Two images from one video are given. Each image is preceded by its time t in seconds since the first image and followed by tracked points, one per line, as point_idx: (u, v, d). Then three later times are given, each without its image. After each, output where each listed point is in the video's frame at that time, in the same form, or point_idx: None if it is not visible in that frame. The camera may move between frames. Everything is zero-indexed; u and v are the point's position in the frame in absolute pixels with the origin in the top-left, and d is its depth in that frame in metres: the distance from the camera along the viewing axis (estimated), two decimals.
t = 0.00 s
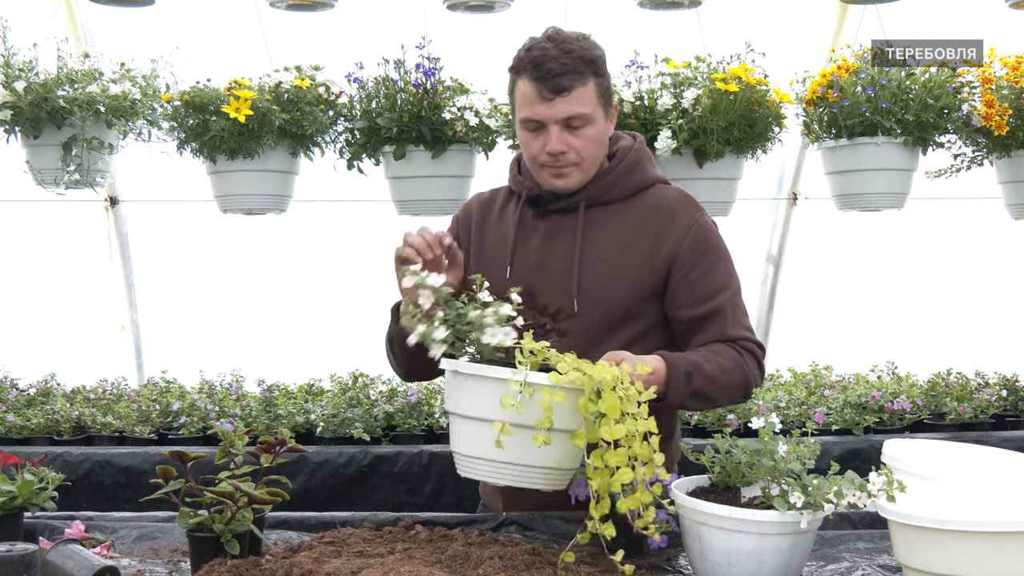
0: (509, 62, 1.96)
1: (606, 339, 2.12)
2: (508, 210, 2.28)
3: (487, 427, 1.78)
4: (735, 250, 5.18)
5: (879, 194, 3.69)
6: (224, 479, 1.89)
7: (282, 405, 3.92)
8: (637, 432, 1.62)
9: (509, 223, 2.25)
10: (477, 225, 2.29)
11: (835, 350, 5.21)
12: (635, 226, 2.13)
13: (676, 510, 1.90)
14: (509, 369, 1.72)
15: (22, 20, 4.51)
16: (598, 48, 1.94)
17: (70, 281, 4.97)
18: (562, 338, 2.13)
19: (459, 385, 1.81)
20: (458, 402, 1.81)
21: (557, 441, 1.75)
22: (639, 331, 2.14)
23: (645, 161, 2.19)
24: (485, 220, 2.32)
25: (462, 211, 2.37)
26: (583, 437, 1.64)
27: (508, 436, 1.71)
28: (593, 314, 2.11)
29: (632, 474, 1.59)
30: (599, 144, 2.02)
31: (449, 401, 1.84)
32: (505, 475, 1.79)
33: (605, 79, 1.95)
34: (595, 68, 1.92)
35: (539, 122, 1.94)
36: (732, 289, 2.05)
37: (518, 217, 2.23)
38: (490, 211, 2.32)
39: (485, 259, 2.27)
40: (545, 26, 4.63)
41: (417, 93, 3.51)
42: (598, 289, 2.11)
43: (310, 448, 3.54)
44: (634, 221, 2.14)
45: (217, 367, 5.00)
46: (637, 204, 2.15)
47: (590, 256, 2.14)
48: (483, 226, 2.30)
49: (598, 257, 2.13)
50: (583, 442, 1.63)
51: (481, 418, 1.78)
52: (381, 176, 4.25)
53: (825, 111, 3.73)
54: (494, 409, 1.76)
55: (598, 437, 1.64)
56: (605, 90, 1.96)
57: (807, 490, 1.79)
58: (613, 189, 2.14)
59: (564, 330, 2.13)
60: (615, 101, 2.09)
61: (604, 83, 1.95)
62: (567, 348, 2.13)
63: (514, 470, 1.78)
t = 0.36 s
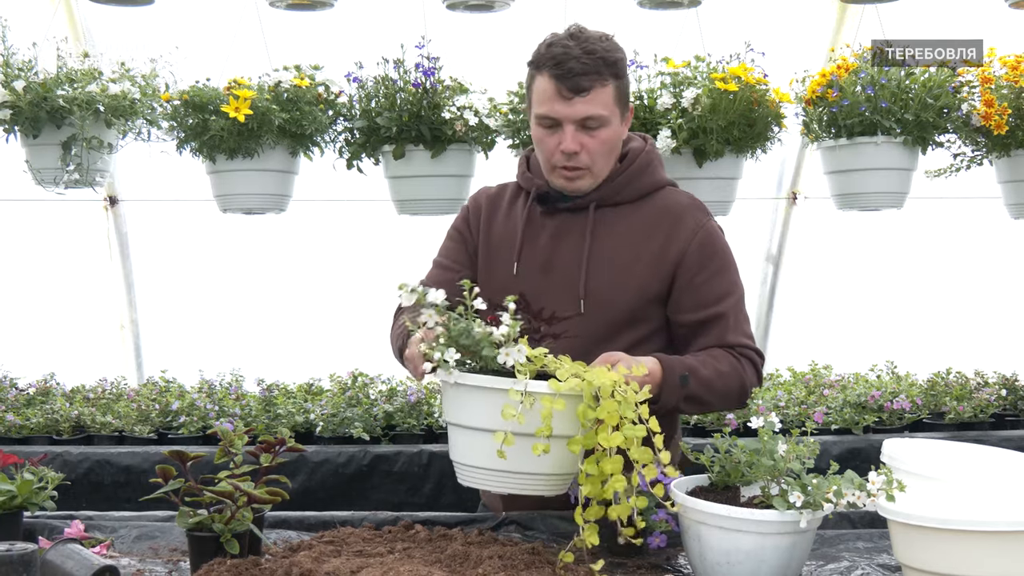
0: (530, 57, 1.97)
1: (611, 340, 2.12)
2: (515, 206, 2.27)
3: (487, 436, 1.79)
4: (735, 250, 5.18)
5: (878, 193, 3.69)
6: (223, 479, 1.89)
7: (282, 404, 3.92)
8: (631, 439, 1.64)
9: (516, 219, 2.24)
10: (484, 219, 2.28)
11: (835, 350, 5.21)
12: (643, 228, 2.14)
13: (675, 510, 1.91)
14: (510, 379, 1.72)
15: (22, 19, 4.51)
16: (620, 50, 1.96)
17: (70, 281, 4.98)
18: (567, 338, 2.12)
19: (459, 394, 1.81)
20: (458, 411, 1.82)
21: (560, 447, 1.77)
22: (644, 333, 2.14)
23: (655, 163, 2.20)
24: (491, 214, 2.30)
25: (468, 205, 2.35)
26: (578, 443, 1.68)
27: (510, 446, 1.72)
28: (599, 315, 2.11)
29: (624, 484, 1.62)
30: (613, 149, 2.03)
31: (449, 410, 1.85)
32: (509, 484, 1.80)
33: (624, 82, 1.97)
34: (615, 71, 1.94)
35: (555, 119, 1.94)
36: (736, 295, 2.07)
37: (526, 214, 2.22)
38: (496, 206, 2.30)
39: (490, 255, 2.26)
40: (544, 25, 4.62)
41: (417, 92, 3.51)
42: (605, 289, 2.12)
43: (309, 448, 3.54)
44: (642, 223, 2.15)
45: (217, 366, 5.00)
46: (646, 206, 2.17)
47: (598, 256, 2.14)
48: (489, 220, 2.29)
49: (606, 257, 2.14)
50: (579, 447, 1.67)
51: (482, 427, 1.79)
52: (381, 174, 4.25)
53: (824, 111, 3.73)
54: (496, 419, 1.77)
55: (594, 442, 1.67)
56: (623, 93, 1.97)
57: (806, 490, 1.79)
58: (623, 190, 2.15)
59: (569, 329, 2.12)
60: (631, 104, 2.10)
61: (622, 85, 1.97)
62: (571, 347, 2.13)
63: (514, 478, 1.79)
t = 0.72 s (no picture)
0: (544, 49, 1.97)
1: (614, 341, 2.12)
2: (519, 205, 2.27)
3: (494, 441, 1.78)
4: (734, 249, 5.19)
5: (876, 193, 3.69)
6: (222, 478, 1.89)
7: (281, 404, 3.92)
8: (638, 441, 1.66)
9: (519, 219, 2.24)
10: (488, 217, 2.28)
11: (834, 349, 5.22)
12: (647, 230, 2.14)
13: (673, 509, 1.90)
14: (513, 385, 1.71)
15: (20, 19, 4.50)
16: (634, 47, 1.97)
17: (69, 280, 4.98)
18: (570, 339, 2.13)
19: (464, 400, 1.80)
20: (463, 417, 1.81)
21: (564, 450, 1.77)
22: (647, 335, 2.14)
23: (660, 164, 2.19)
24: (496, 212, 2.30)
25: (474, 202, 2.36)
26: (588, 448, 1.66)
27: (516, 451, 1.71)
28: (601, 317, 2.11)
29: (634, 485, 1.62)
30: (621, 146, 2.03)
31: (453, 415, 1.84)
32: (514, 487, 1.80)
33: (636, 79, 1.97)
34: (629, 67, 1.94)
35: (565, 110, 1.94)
36: (740, 298, 2.07)
37: (530, 214, 2.22)
38: (500, 205, 2.30)
39: (494, 255, 2.26)
40: (543, 24, 4.62)
41: (416, 91, 3.51)
42: (608, 292, 2.12)
43: (308, 447, 3.54)
44: (647, 225, 2.14)
45: (216, 365, 5.00)
46: (650, 207, 2.16)
47: (601, 258, 2.14)
48: (492, 220, 2.29)
49: (609, 259, 2.14)
50: (588, 453, 1.66)
51: (487, 432, 1.78)
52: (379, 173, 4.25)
53: (823, 111, 3.74)
54: (501, 423, 1.76)
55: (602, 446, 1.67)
56: (635, 90, 1.97)
57: (805, 489, 1.79)
58: (627, 191, 2.15)
59: (572, 331, 2.13)
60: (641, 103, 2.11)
61: (634, 82, 1.97)
62: (574, 347, 2.13)
63: (522, 483, 1.79)
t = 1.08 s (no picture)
0: (547, 48, 1.97)
1: (616, 344, 2.12)
2: (524, 206, 2.28)
3: (487, 444, 1.78)
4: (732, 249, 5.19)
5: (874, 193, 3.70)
6: (220, 478, 1.89)
7: (279, 404, 3.91)
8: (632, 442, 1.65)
9: (523, 220, 2.25)
10: (493, 218, 2.29)
11: (832, 349, 5.22)
12: (650, 232, 2.14)
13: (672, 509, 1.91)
14: (506, 387, 1.72)
15: (18, 19, 4.50)
16: (637, 46, 1.97)
17: (67, 281, 4.97)
18: (572, 341, 2.13)
19: (457, 402, 1.81)
20: (457, 419, 1.81)
21: (557, 454, 1.76)
22: (650, 338, 2.14)
23: (665, 165, 2.19)
24: (501, 213, 2.31)
25: (480, 203, 2.37)
26: (580, 449, 1.68)
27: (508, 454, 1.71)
28: (603, 320, 2.11)
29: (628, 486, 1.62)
30: (624, 146, 2.03)
31: (447, 418, 1.84)
32: (506, 490, 1.80)
33: (638, 79, 1.97)
34: (631, 66, 1.94)
35: (566, 110, 1.94)
36: (745, 301, 2.05)
37: (534, 215, 2.23)
38: (505, 206, 2.31)
39: (497, 255, 2.27)
40: (541, 24, 4.61)
41: (414, 91, 3.51)
42: (609, 295, 2.12)
43: (306, 447, 3.53)
44: (649, 227, 2.14)
45: (214, 365, 5.00)
46: (654, 208, 2.16)
47: (603, 260, 2.14)
48: (496, 220, 2.30)
49: (612, 262, 2.14)
50: (580, 454, 1.67)
51: (480, 435, 1.78)
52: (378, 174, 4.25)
53: (822, 111, 3.73)
54: (494, 426, 1.76)
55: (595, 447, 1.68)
56: (637, 89, 1.97)
57: (803, 489, 1.79)
58: (630, 192, 2.14)
59: (574, 333, 2.13)
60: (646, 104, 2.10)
61: (637, 82, 1.97)
62: (575, 350, 2.13)
63: (515, 485, 1.79)
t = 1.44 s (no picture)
0: (557, 47, 1.97)
1: (610, 346, 2.12)
2: (522, 205, 2.28)
3: (478, 450, 1.78)
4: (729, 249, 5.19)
5: (871, 194, 3.70)
6: (218, 478, 1.89)
7: (276, 404, 3.91)
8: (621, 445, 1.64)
9: (522, 219, 2.25)
10: (492, 215, 2.29)
11: (829, 349, 5.23)
12: (648, 236, 2.14)
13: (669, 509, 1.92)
14: (496, 392, 1.72)
15: (16, 20, 4.50)
16: (647, 52, 1.96)
17: (65, 281, 4.97)
18: (566, 343, 2.13)
19: (448, 408, 1.80)
20: (448, 426, 1.81)
21: (549, 458, 1.77)
22: (644, 341, 2.14)
23: (666, 169, 2.19)
24: (499, 212, 2.31)
25: (480, 200, 2.37)
26: (570, 451, 1.68)
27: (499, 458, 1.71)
28: (598, 323, 2.11)
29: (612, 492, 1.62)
30: (627, 149, 2.03)
31: (438, 425, 1.84)
32: (498, 496, 1.80)
33: (647, 84, 1.97)
34: (640, 71, 1.94)
35: (571, 111, 1.94)
36: (740, 307, 2.05)
37: (532, 214, 2.23)
38: (504, 204, 2.32)
39: (494, 254, 2.27)
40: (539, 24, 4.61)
41: (412, 91, 3.51)
42: (605, 297, 2.12)
43: (303, 448, 3.53)
44: (647, 231, 2.14)
45: (211, 365, 5.00)
46: (653, 211, 2.16)
47: (600, 263, 2.14)
48: (495, 218, 2.30)
49: (609, 264, 2.14)
50: (570, 456, 1.67)
51: (472, 440, 1.78)
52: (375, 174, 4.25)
53: (818, 111, 3.73)
54: (485, 431, 1.76)
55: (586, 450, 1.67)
56: (644, 95, 1.97)
57: (800, 489, 1.79)
58: (629, 195, 2.15)
59: (568, 334, 2.13)
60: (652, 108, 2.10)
61: (645, 87, 1.96)
62: (570, 351, 2.13)
63: (507, 490, 1.79)
